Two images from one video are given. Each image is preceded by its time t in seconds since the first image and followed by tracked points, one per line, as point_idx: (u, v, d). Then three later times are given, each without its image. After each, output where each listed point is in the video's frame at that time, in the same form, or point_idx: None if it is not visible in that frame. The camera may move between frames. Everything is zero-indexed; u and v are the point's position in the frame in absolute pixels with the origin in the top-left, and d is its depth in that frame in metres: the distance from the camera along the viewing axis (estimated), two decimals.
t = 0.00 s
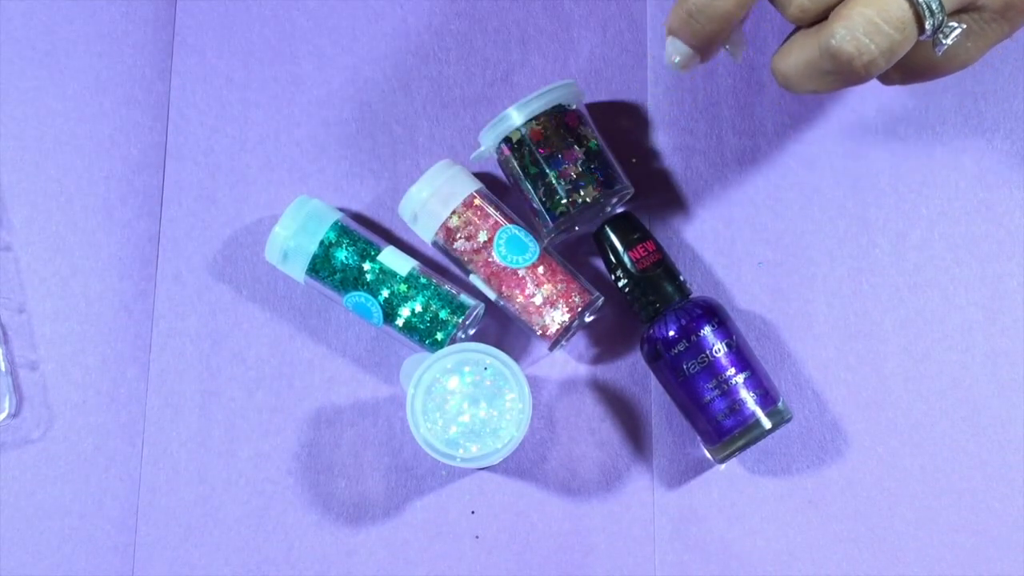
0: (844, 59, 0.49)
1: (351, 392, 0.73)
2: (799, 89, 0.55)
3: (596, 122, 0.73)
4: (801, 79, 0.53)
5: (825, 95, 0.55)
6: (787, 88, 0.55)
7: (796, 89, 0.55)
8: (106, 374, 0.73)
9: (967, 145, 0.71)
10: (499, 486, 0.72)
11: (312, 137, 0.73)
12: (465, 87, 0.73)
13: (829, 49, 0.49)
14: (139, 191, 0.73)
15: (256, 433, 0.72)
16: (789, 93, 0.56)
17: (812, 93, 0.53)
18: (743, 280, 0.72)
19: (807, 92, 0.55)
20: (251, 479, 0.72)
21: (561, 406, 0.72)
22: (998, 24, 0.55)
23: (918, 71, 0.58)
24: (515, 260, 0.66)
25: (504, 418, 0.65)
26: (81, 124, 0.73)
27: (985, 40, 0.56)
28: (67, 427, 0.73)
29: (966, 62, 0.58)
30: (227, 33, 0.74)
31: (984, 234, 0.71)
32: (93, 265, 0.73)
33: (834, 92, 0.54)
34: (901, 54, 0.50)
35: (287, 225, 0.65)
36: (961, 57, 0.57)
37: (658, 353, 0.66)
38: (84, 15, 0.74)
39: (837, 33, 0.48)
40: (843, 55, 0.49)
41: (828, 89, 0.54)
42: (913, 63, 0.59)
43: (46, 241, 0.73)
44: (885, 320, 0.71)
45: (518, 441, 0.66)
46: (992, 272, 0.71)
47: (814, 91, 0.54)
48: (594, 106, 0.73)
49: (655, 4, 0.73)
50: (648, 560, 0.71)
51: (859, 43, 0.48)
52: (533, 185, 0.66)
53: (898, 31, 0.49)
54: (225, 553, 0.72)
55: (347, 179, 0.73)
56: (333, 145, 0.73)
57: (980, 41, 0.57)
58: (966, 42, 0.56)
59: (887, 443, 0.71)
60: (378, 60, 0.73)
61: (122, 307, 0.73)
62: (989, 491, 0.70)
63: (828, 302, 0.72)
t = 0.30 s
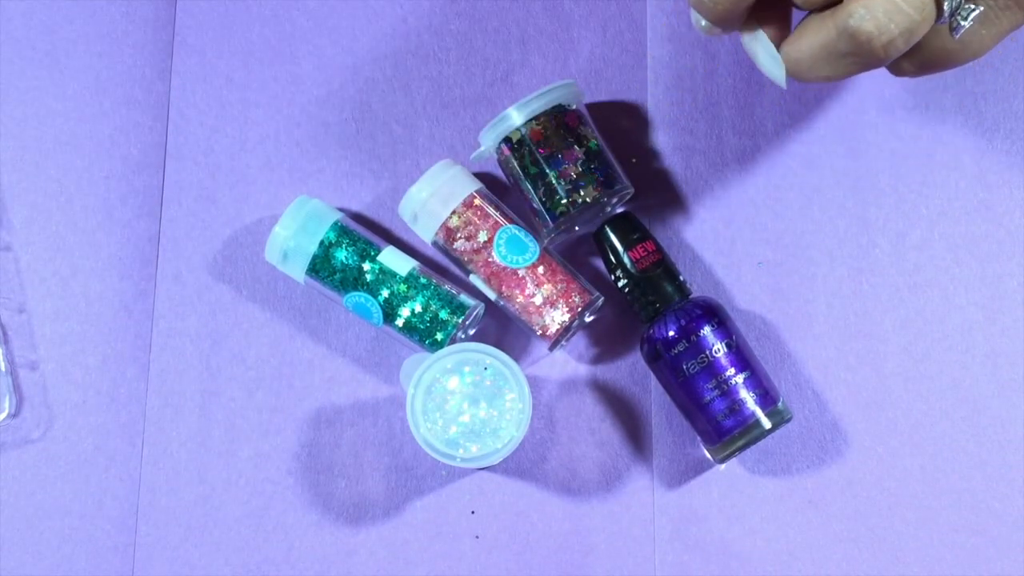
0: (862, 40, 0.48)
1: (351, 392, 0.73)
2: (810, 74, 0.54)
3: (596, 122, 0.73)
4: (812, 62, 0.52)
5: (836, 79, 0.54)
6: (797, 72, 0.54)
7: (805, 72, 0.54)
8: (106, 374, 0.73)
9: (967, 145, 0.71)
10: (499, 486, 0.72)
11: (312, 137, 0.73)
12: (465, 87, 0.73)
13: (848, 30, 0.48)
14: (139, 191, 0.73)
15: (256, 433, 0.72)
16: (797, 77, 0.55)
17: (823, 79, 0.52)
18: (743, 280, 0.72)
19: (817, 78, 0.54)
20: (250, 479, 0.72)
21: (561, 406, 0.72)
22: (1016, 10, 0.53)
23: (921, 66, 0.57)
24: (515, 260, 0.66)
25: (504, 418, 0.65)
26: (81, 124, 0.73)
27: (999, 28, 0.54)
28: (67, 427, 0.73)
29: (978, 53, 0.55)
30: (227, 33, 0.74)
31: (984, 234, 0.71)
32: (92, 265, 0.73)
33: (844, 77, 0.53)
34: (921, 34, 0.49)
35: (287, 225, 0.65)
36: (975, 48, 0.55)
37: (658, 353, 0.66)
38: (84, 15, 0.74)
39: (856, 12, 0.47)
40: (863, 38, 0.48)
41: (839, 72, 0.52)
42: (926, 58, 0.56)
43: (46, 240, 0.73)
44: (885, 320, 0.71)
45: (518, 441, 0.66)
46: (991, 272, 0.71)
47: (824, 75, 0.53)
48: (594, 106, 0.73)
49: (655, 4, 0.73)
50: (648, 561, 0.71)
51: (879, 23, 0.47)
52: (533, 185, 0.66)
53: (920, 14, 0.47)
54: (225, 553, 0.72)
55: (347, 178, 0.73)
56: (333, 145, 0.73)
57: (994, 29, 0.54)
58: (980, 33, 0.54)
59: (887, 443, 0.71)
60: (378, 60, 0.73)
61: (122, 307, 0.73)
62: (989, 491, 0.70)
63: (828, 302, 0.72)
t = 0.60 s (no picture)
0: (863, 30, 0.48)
1: (351, 392, 0.73)
2: (809, 66, 0.53)
3: (596, 122, 0.73)
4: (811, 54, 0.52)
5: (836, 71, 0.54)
6: (797, 64, 0.54)
7: (804, 65, 0.53)
8: (106, 374, 0.73)
9: (967, 145, 0.71)
10: (499, 486, 0.72)
11: (312, 137, 0.73)
12: (465, 87, 0.73)
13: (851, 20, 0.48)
14: (139, 191, 0.73)
15: (256, 433, 0.72)
16: (798, 69, 0.55)
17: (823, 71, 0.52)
18: (743, 280, 0.72)
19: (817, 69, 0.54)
20: (251, 479, 0.72)
21: (561, 406, 0.72)
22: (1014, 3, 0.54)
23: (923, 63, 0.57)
24: (515, 260, 0.66)
25: (504, 418, 0.65)
26: (81, 124, 0.73)
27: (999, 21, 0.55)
28: (67, 428, 0.73)
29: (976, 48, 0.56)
30: (227, 33, 0.74)
31: (984, 234, 0.71)
32: (93, 265, 0.73)
33: (843, 69, 0.53)
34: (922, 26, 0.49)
35: (287, 225, 0.65)
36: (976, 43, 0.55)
37: (658, 353, 0.66)
38: (84, 15, 0.74)
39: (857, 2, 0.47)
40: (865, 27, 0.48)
41: (838, 64, 0.52)
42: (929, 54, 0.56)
43: (46, 241, 0.73)
44: (885, 320, 0.71)
45: (518, 441, 0.66)
46: (991, 272, 0.71)
47: (823, 67, 0.53)
48: (594, 106, 0.73)
49: (654, 4, 0.73)
50: (648, 561, 0.71)
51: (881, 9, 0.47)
52: (533, 185, 0.66)
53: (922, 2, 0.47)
54: (225, 553, 0.72)
55: (347, 178, 0.73)
56: (333, 145, 0.73)
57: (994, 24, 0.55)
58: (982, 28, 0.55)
59: (887, 444, 0.71)
60: (378, 60, 0.73)
61: (122, 307, 0.73)
62: (989, 491, 0.70)
63: (828, 302, 0.72)
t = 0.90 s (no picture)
0: (876, 31, 0.50)
1: (351, 392, 0.73)
2: (821, 69, 0.55)
3: (596, 122, 0.73)
4: (824, 58, 0.54)
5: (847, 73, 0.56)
6: (808, 68, 0.56)
7: (815, 68, 0.55)
8: (106, 374, 0.73)
9: (966, 145, 0.71)
10: (499, 486, 0.72)
11: (312, 137, 0.73)
12: (465, 88, 0.73)
13: (863, 22, 0.50)
14: (139, 191, 0.73)
15: (256, 433, 0.72)
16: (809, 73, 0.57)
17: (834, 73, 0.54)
18: (743, 280, 0.72)
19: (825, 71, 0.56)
20: (250, 479, 0.72)
21: (561, 407, 0.72)
22: None
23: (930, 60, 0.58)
24: (515, 260, 0.66)
25: (503, 418, 0.65)
26: (81, 124, 0.73)
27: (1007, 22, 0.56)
28: (67, 428, 0.73)
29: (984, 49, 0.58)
30: (227, 33, 0.74)
31: (984, 234, 0.71)
32: (93, 264, 0.73)
33: (855, 71, 0.55)
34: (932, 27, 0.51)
35: (287, 225, 0.65)
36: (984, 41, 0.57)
37: (658, 353, 0.66)
38: (84, 15, 0.74)
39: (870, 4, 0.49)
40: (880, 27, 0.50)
41: (850, 66, 0.54)
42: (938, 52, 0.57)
43: (46, 241, 0.73)
44: (884, 320, 0.71)
45: (518, 441, 0.66)
46: (991, 272, 0.71)
47: (835, 70, 0.55)
48: (594, 106, 0.73)
49: (654, 4, 0.73)
50: (647, 561, 0.71)
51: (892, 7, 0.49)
52: (533, 184, 0.66)
53: None
54: (226, 553, 0.72)
55: (347, 178, 0.73)
56: (333, 145, 0.73)
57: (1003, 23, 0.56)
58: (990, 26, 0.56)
59: (887, 444, 0.71)
60: (378, 60, 0.73)
61: (122, 307, 0.73)
62: (989, 491, 0.70)
63: (828, 302, 0.72)
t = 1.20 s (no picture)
0: (869, 33, 0.50)
1: (351, 392, 0.73)
2: (816, 70, 0.55)
3: (596, 122, 0.73)
4: (818, 61, 0.54)
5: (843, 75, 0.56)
6: (804, 70, 0.56)
7: (811, 70, 0.56)
8: (106, 374, 0.73)
9: (966, 145, 0.71)
10: (499, 486, 0.72)
11: (312, 137, 0.73)
12: (465, 88, 0.73)
13: (855, 24, 0.50)
14: (139, 191, 0.73)
15: (256, 433, 0.72)
16: (805, 74, 0.57)
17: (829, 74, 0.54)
18: (743, 280, 0.72)
19: (822, 73, 0.56)
20: (251, 479, 0.72)
21: (561, 407, 0.72)
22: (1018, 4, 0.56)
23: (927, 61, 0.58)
24: (515, 260, 0.66)
25: (503, 418, 0.66)
26: (80, 124, 0.73)
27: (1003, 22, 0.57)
28: (67, 428, 0.73)
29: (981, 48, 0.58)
30: (227, 33, 0.74)
31: (984, 233, 0.71)
32: (93, 264, 0.73)
33: (850, 73, 0.55)
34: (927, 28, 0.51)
35: (287, 225, 0.65)
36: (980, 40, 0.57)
37: (658, 353, 0.66)
38: (84, 15, 0.74)
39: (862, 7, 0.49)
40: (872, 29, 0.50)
41: (845, 68, 0.54)
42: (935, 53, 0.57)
43: (46, 240, 0.73)
44: (884, 320, 0.71)
45: (518, 441, 0.66)
46: (991, 272, 0.71)
47: (831, 71, 0.55)
48: (594, 106, 0.73)
49: (654, 3, 0.73)
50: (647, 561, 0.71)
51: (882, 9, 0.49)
52: (533, 184, 0.66)
53: None
54: (226, 553, 0.72)
55: (347, 178, 0.73)
56: (333, 145, 0.73)
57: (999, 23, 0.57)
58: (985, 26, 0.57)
59: (887, 444, 0.71)
60: (378, 59, 0.73)
61: (122, 307, 0.73)
62: (989, 491, 0.70)
63: (828, 302, 0.72)
